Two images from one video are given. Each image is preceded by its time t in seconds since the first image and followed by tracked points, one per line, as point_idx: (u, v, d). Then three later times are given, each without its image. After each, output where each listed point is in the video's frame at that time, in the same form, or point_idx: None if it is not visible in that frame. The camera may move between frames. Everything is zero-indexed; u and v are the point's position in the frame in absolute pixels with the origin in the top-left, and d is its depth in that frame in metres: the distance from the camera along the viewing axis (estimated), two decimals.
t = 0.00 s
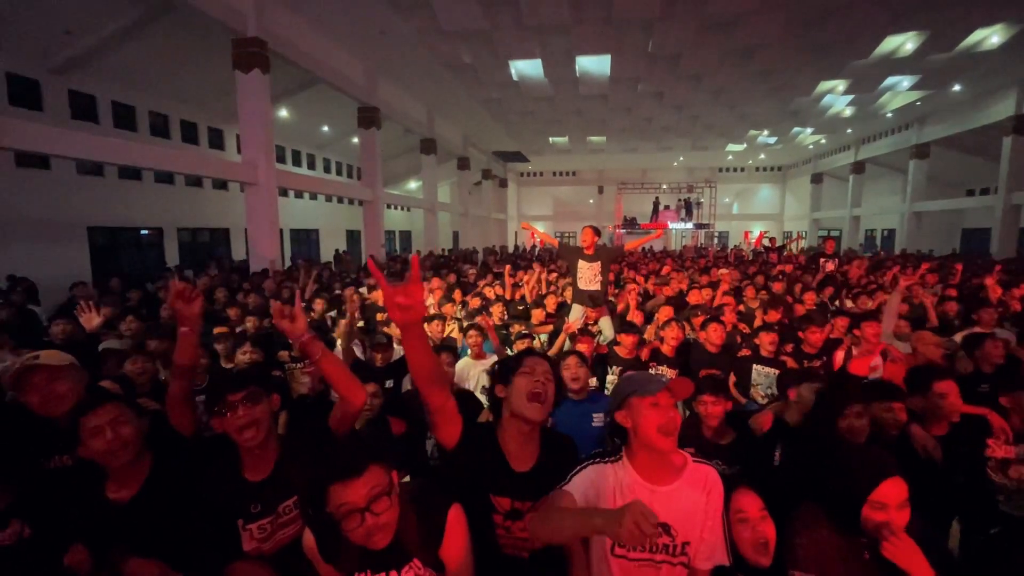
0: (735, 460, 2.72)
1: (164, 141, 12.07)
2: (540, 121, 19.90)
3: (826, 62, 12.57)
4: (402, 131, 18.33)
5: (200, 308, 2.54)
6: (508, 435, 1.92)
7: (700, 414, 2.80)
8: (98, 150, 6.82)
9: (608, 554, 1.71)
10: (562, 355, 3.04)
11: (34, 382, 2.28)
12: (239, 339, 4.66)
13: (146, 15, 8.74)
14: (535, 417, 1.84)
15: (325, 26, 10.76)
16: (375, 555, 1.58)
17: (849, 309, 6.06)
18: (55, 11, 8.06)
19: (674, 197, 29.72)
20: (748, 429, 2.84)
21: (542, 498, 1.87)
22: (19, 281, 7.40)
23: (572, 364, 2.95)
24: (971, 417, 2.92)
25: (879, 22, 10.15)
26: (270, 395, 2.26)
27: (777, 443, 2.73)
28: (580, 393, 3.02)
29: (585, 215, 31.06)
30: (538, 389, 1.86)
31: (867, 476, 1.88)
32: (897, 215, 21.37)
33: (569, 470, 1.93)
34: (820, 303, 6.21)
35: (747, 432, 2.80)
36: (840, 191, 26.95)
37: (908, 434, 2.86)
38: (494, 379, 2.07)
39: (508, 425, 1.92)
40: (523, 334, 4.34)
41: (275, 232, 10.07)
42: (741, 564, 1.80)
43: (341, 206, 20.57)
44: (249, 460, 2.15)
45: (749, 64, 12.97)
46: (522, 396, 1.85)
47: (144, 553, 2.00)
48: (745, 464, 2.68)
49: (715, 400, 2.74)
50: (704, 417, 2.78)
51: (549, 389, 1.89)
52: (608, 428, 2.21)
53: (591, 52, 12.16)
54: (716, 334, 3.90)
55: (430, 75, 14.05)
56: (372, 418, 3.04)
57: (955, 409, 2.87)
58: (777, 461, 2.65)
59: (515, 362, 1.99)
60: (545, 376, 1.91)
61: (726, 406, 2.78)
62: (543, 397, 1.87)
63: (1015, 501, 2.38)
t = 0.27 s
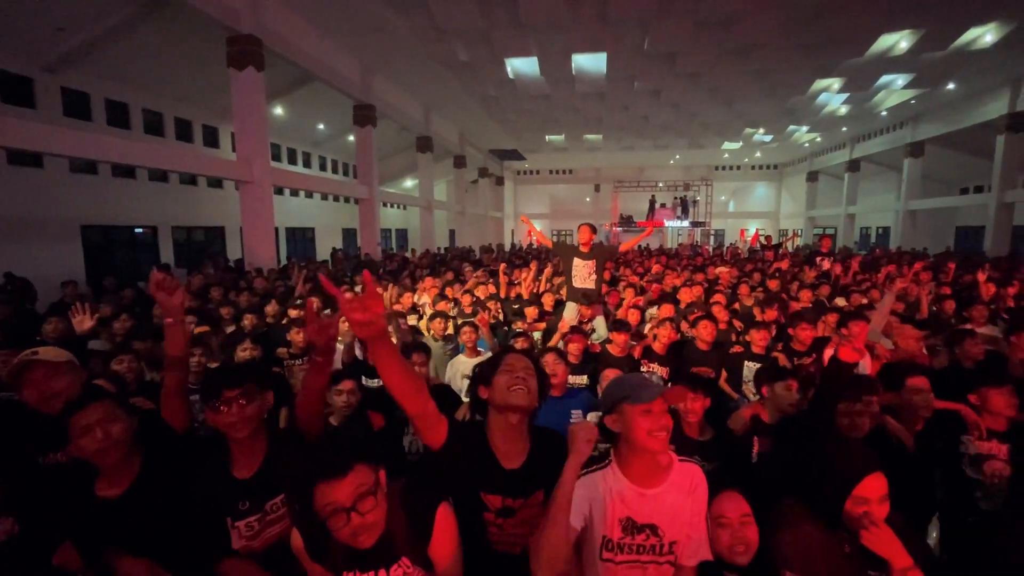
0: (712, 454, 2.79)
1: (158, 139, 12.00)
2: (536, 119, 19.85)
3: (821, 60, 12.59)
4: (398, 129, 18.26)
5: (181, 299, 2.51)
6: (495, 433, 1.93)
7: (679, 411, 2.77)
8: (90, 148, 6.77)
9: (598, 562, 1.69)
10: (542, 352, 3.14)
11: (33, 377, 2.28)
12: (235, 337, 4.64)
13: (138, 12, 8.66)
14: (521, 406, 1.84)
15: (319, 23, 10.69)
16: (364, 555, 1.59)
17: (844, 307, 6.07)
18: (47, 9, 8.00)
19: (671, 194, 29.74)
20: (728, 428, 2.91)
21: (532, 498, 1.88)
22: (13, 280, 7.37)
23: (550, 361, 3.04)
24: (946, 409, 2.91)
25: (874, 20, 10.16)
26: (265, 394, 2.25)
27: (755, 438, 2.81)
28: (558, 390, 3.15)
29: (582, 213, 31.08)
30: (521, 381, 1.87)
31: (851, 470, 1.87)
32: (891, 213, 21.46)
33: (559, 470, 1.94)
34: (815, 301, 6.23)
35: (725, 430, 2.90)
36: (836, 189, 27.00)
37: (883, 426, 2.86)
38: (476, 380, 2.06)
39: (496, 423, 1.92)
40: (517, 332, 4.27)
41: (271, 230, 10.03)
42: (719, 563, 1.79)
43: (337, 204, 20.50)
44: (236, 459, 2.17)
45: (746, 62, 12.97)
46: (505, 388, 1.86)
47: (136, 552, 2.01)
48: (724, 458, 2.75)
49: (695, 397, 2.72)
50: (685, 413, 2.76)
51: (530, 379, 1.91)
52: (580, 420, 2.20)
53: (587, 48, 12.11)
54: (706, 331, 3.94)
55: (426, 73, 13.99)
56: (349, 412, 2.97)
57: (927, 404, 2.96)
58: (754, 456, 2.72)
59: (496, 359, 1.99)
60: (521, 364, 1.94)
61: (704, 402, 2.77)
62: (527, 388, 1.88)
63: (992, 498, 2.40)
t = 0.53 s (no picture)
0: (684, 451, 2.81)
1: (140, 136, 11.80)
2: (525, 118, 19.85)
3: (806, 60, 12.75)
4: (386, 127, 18.16)
5: (129, 299, 2.51)
6: (471, 436, 1.94)
7: (653, 408, 2.83)
8: (69, 145, 6.65)
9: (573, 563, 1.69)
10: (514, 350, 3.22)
11: (10, 374, 2.31)
12: (218, 338, 4.57)
13: (119, 7, 8.52)
14: (494, 410, 1.87)
15: (305, 20, 10.58)
16: (335, 557, 1.59)
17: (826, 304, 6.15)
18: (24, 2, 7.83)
19: (659, 193, 29.91)
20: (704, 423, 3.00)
21: (508, 500, 1.89)
22: None
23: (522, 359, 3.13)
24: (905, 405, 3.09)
25: (857, 21, 10.32)
26: (238, 396, 2.33)
27: (727, 433, 2.89)
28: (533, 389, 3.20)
29: (571, 212, 31.15)
30: (494, 385, 1.89)
31: (814, 459, 1.78)
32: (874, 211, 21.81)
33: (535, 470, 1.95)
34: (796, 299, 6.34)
35: (700, 426, 2.98)
36: (821, 187, 27.36)
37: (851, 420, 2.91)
38: (451, 384, 2.08)
39: (471, 426, 1.94)
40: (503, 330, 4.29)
41: (256, 229, 9.91)
42: (696, 555, 1.82)
43: (324, 203, 20.33)
44: (209, 460, 2.26)
45: (733, 62, 13.08)
46: (479, 393, 1.88)
47: (109, 555, 1.93)
48: (697, 455, 2.75)
49: (666, 392, 2.79)
50: (657, 409, 2.81)
51: (505, 382, 1.92)
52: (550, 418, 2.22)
53: (576, 47, 12.12)
54: (684, 327, 4.06)
55: (414, 70, 13.93)
56: (320, 410, 2.97)
57: (882, 397, 2.89)
58: (726, 451, 2.81)
59: (468, 361, 2.00)
60: (498, 365, 1.96)
61: (675, 398, 2.85)
62: (502, 392, 1.89)
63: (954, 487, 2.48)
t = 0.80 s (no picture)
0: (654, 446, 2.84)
1: (107, 132, 11.43)
2: (505, 116, 19.82)
3: (779, 62, 13.01)
4: (364, 124, 17.95)
5: (66, 305, 2.43)
6: (433, 447, 1.93)
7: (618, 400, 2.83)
8: (29, 141, 6.39)
9: (542, 566, 1.70)
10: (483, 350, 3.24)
11: None
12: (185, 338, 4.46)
13: None
14: (460, 422, 1.87)
15: (279, 15, 10.39)
16: (291, 564, 1.56)
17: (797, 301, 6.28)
18: None
19: (637, 191, 30.18)
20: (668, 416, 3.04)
21: (474, 508, 1.89)
22: None
23: (491, 358, 3.16)
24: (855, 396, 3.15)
25: (827, 24, 10.57)
26: (188, 397, 2.29)
27: (693, 428, 2.93)
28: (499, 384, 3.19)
29: (551, 210, 31.25)
30: (459, 399, 1.89)
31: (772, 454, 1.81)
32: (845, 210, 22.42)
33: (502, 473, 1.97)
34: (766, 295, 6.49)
35: (665, 420, 3.00)
36: (794, 186, 27.99)
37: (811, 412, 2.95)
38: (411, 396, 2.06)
39: (432, 437, 1.92)
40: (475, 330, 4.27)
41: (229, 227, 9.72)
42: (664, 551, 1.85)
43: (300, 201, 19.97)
44: (166, 466, 2.19)
45: (709, 62, 13.27)
46: (443, 404, 1.88)
47: (60, 566, 1.89)
48: (664, 451, 2.83)
49: (632, 386, 2.79)
50: (623, 402, 2.81)
51: (469, 391, 1.92)
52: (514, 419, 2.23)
53: (555, 45, 12.14)
54: (654, 323, 4.16)
55: (392, 67, 13.80)
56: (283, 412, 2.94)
57: (832, 388, 3.02)
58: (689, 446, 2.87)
59: (428, 369, 1.98)
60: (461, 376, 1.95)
61: (642, 391, 2.86)
62: (466, 402, 1.90)
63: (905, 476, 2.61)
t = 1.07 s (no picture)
0: (618, 441, 2.87)
1: (57, 128, 10.90)
2: (477, 116, 19.78)
3: (743, 65, 13.36)
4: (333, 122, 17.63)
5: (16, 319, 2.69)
6: (392, 446, 1.90)
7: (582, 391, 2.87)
8: None
9: (504, 564, 1.71)
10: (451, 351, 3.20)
11: None
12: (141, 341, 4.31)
13: None
14: (420, 423, 1.85)
15: (243, 9, 10.10)
16: (238, 575, 1.55)
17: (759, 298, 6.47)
18: None
19: (609, 191, 30.54)
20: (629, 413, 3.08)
21: (430, 509, 1.87)
22: None
23: (462, 358, 3.10)
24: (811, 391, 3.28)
25: (788, 29, 10.91)
26: (118, 405, 2.17)
27: (655, 424, 2.99)
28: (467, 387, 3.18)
29: (524, 210, 31.33)
30: (423, 398, 1.87)
31: (728, 447, 1.79)
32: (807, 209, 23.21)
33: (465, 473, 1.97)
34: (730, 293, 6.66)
35: (627, 417, 3.05)
36: (759, 187, 28.81)
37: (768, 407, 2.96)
38: (376, 392, 2.04)
39: (393, 437, 1.89)
40: (440, 330, 4.24)
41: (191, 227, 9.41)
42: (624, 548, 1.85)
43: (267, 200, 19.48)
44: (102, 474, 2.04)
45: (677, 65, 13.53)
46: (404, 403, 1.86)
47: None
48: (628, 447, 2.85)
49: (596, 380, 2.84)
50: (588, 396, 2.84)
51: (432, 390, 1.90)
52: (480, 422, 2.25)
53: (526, 45, 12.16)
54: (615, 322, 4.19)
55: (361, 65, 13.59)
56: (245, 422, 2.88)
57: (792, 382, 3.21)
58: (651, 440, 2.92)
59: (394, 367, 1.97)
60: (422, 375, 1.92)
61: (606, 386, 2.89)
62: (428, 404, 1.88)
63: (855, 468, 2.73)
